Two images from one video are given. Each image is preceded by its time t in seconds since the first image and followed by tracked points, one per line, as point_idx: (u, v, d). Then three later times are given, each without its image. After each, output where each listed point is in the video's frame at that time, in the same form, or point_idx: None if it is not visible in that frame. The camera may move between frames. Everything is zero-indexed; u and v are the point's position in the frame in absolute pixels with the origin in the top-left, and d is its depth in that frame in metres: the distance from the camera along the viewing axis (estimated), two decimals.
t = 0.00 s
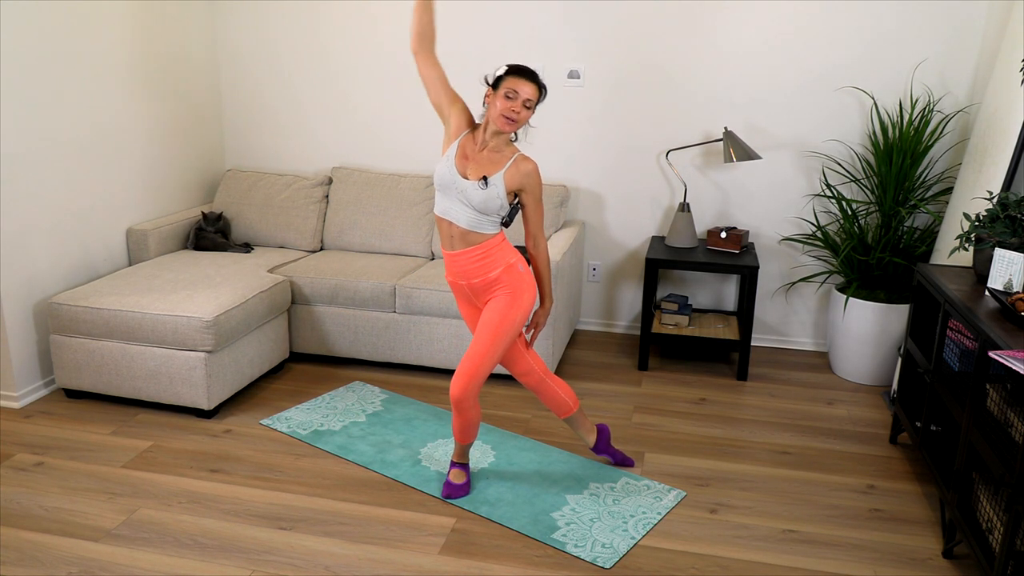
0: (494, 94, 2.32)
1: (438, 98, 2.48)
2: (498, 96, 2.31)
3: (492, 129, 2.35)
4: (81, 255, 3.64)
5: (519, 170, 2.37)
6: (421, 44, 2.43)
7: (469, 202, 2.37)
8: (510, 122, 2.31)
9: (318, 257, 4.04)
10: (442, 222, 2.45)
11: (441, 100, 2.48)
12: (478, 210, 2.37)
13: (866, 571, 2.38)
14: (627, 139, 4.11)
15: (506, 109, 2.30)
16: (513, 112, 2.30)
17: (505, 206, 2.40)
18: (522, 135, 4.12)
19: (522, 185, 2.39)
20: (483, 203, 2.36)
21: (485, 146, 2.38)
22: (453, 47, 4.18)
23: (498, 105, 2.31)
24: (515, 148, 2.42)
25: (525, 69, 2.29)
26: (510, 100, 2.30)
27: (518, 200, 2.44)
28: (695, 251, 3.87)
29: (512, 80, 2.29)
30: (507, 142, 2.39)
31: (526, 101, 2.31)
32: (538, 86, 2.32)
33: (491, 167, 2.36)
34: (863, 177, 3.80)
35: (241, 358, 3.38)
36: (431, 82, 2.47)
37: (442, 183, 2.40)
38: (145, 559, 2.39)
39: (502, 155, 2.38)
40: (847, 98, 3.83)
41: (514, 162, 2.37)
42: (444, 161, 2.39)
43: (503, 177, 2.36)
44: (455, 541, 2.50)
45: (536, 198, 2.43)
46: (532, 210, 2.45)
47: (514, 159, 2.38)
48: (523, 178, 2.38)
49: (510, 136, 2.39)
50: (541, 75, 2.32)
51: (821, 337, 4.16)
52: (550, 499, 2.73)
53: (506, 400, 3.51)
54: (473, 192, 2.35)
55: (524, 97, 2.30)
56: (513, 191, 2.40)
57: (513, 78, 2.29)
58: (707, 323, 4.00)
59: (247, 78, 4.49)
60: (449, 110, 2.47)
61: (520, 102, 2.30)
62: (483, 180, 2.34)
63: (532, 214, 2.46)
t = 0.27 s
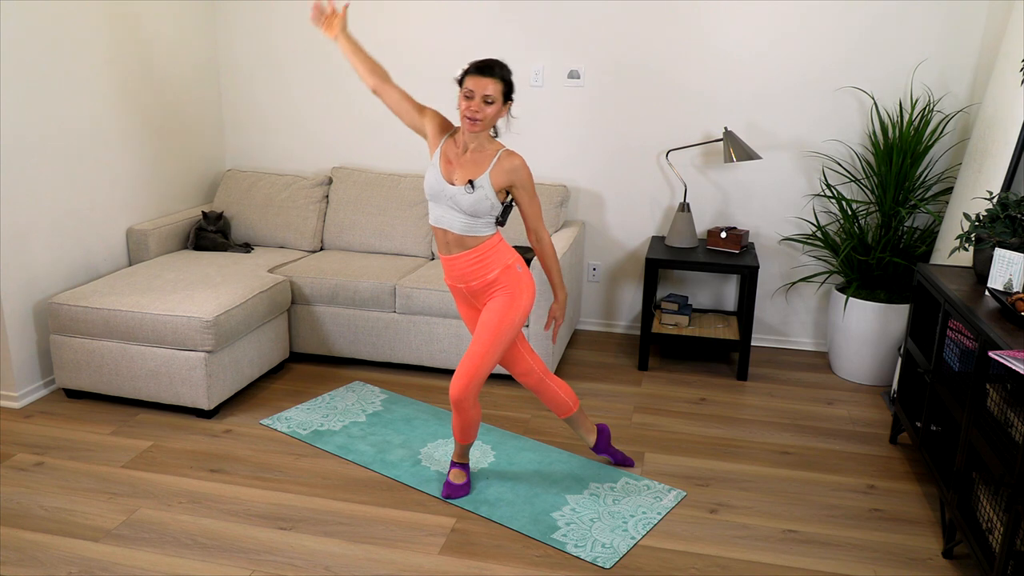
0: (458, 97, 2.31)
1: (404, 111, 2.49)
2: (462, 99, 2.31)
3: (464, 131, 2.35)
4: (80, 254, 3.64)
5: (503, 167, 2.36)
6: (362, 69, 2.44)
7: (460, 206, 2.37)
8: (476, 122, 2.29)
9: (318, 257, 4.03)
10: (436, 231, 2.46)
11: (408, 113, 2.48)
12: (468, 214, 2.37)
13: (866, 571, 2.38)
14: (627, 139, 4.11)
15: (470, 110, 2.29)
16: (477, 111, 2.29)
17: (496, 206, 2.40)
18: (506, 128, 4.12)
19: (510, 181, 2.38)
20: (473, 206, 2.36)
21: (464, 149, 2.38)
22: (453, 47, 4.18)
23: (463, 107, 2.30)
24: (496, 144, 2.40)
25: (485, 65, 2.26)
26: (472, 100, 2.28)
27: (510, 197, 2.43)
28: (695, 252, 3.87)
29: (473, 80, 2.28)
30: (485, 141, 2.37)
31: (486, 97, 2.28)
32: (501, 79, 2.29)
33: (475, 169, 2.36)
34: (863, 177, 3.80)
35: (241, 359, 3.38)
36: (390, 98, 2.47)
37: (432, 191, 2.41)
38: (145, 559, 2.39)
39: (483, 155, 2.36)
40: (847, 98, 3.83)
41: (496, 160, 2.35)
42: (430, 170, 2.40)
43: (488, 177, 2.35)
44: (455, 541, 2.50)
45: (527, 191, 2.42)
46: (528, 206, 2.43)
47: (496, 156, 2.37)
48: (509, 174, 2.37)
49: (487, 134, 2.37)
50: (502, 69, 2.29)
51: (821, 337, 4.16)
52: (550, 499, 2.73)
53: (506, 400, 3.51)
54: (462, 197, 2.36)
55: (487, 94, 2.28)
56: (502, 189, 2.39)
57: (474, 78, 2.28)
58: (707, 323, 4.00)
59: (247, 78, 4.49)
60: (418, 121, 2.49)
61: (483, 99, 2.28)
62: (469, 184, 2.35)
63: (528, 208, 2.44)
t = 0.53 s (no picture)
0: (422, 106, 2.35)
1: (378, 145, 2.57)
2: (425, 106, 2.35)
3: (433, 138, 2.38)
4: (80, 254, 3.64)
5: (481, 165, 2.37)
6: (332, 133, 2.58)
7: (443, 214, 2.38)
8: (441, 126, 2.33)
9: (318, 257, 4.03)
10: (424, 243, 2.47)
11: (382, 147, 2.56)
12: (452, 219, 2.38)
13: (866, 571, 2.38)
14: (627, 139, 4.11)
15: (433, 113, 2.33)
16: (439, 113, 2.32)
17: (479, 207, 2.41)
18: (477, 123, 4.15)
19: (490, 179, 2.39)
20: (456, 211, 2.37)
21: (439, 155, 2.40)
22: (453, 47, 4.18)
23: (427, 114, 2.34)
24: (470, 144, 2.41)
25: (440, 69, 2.30)
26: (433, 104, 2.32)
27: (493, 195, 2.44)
28: (695, 252, 3.87)
29: (431, 86, 2.31)
30: (457, 142, 2.39)
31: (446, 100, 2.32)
32: (458, 79, 2.31)
33: (453, 173, 2.36)
34: (863, 178, 3.80)
35: (241, 358, 3.38)
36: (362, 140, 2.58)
37: (414, 206, 2.42)
38: (145, 559, 2.39)
39: (458, 156, 2.38)
40: (847, 98, 3.83)
41: (473, 160, 2.36)
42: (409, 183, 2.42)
43: (466, 179, 2.36)
44: (455, 541, 2.50)
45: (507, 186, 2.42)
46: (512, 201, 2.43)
47: (472, 155, 2.38)
48: (488, 171, 2.37)
49: (456, 135, 2.39)
50: (458, 68, 2.31)
51: (821, 337, 4.16)
52: (550, 499, 2.73)
53: (506, 400, 3.51)
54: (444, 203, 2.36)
55: (447, 95, 2.31)
56: (483, 188, 2.40)
57: (433, 83, 2.31)
58: (707, 323, 4.00)
59: (247, 78, 4.49)
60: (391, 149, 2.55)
61: (443, 101, 2.31)
62: (448, 189, 2.35)
63: (513, 203, 2.43)
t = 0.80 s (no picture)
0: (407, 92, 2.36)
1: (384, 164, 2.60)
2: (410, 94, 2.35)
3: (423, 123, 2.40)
4: (81, 254, 3.64)
5: (474, 146, 2.39)
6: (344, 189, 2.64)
7: (439, 197, 2.40)
8: (428, 112, 2.34)
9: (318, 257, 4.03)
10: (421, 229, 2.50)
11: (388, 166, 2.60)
12: (449, 203, 2.40)
13: (866, 571, 2.38)
14: (627, 139, 4.11)
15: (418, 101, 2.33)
16: (424, 100, 2.32)
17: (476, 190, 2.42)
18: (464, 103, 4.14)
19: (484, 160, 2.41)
20: (452, 193, 2.39)
21: (432, 139, 2.42)
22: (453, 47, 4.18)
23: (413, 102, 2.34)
24: (462, 124, 2.43)
25: (419, 55, 2.29)
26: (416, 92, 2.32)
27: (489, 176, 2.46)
28: (695, 252, 3.87)
29: (411, 73, 2.30)
30: (449, 124, 2.40)
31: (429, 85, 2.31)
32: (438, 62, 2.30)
33: (446, 155, 2.39)
34: (863, 178, 3.80)
35: (241, 359, 3.38)
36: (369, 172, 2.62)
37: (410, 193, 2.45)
38: (145, 559, 2.39)
39: (452, 138, 2.40)
40: (847, 98, 3.83)
41: (467, 141, 2.39)
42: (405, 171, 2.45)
43: (461, 162, 2.38)
44: (455, 541, 2.50)
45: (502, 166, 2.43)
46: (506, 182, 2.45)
47: (465, 136, 2.40)
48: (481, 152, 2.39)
49: (445, 117, 2.40)
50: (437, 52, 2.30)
51: (821, 337, 4.16)
52: (550, 499, 2.73)
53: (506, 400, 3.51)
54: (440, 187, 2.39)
55: (429, 81, 2.30)
56: (478, 169, 2.42)
57: (414, 69, 2.30)
58: (707, 322, 4.00)
59: (247, 78, 4.49)
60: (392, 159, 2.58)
61: (426, 87, 2.31)
62: (443, 172, 2.38)
63: (508, 185, 2.45)
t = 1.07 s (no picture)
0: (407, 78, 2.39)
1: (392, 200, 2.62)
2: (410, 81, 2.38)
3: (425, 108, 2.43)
4: (81, 254, 3.64)
5: (479, 127, 2.44)
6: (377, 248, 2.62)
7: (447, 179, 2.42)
8: (429, 95, 2.38)
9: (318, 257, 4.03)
10: (424, 217, 2.51)
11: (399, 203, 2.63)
12: (457, 184, 2.42)
13: (866, 571, 2.38)
14: (627, 139, 4.11)
15: (420, 85, 2.37)
16: (425, 84, 2.36)
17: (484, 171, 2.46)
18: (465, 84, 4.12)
19: (490, 141, 2.45)
20: (460, 175, 2.41)
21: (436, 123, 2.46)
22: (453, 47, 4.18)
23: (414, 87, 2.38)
24: (464, 107, 2.47)
25: (417, 39, 2.32)
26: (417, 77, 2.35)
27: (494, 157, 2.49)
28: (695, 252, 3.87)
29: (411, 58, 2.33)
30: (451, 107, 2.45)
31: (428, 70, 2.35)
32: (438, 44, 2.33)
33: (452, 138, 2.43)
34: (863, 178, 3.80)
35: (241, 359, 3.38)
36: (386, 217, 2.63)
37: (417, 179, 2.47)
38: (145, 559, 2.39)
39: (456, 121, 2.45)
40: (847, 98, 3.83)
41: (471, 123, 2.44)
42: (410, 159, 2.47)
43: (467, 143, 2.42)
44: (455, 541, 2.50)
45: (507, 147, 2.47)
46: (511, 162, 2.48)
47: (469, 119, 2.45)
48: (487, 132, 2.44)
49: (446, 101, 2.43)
50: (435, 35, 2.32)
51: (821, 337, 4.16)
52: (550, 499, 2.73)
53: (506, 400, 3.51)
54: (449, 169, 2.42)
55: (430, 64, 2.33)
56: (484, 151, 2.46)
57: (413, 54, 2.33)
58: (707, 323, 4.00)
59: (247, 78, 4.49)
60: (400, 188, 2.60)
61: (426, 70, 2.34)
62: (451, 154, 2.41)
63: (512, 166, 2.49)
